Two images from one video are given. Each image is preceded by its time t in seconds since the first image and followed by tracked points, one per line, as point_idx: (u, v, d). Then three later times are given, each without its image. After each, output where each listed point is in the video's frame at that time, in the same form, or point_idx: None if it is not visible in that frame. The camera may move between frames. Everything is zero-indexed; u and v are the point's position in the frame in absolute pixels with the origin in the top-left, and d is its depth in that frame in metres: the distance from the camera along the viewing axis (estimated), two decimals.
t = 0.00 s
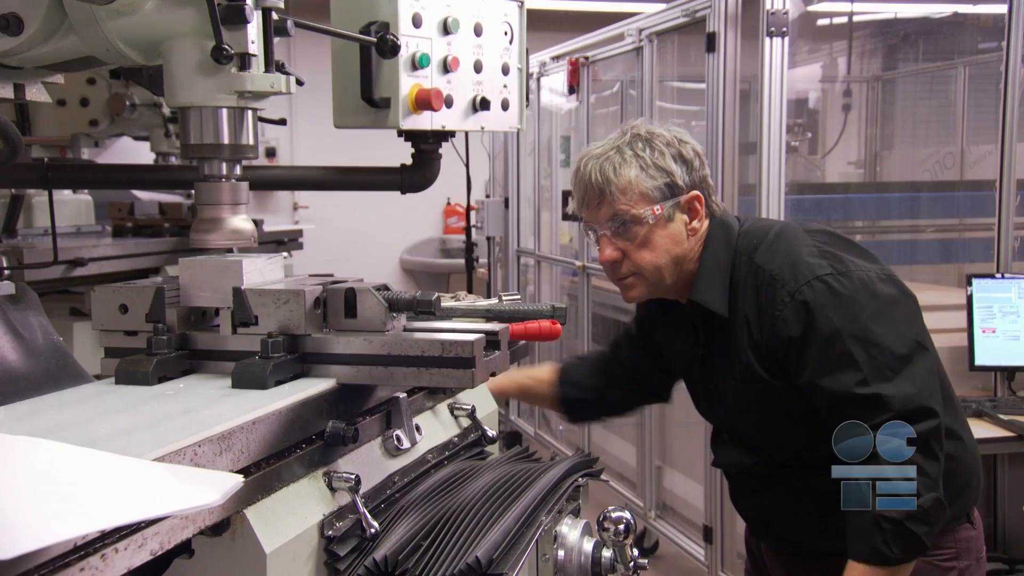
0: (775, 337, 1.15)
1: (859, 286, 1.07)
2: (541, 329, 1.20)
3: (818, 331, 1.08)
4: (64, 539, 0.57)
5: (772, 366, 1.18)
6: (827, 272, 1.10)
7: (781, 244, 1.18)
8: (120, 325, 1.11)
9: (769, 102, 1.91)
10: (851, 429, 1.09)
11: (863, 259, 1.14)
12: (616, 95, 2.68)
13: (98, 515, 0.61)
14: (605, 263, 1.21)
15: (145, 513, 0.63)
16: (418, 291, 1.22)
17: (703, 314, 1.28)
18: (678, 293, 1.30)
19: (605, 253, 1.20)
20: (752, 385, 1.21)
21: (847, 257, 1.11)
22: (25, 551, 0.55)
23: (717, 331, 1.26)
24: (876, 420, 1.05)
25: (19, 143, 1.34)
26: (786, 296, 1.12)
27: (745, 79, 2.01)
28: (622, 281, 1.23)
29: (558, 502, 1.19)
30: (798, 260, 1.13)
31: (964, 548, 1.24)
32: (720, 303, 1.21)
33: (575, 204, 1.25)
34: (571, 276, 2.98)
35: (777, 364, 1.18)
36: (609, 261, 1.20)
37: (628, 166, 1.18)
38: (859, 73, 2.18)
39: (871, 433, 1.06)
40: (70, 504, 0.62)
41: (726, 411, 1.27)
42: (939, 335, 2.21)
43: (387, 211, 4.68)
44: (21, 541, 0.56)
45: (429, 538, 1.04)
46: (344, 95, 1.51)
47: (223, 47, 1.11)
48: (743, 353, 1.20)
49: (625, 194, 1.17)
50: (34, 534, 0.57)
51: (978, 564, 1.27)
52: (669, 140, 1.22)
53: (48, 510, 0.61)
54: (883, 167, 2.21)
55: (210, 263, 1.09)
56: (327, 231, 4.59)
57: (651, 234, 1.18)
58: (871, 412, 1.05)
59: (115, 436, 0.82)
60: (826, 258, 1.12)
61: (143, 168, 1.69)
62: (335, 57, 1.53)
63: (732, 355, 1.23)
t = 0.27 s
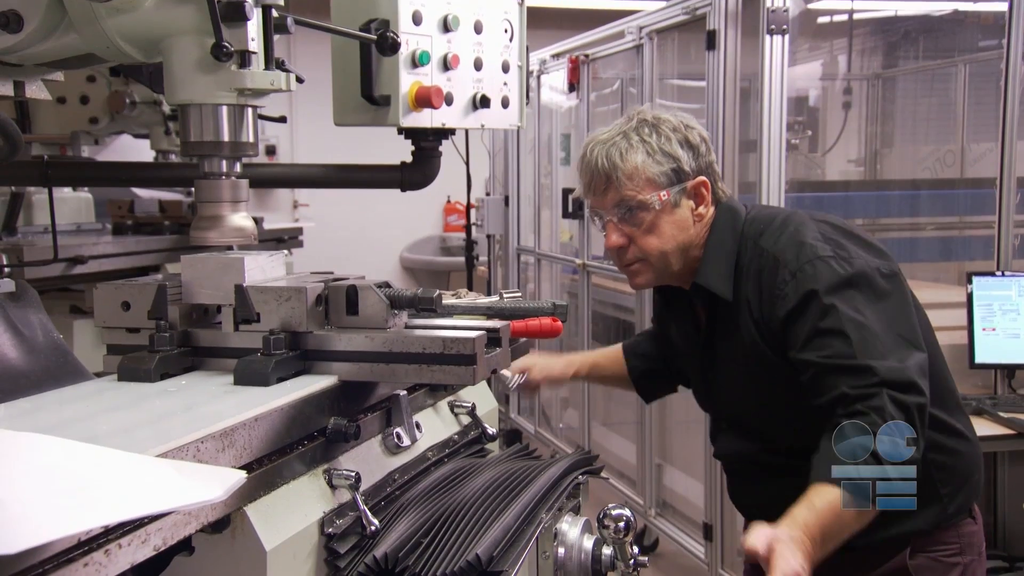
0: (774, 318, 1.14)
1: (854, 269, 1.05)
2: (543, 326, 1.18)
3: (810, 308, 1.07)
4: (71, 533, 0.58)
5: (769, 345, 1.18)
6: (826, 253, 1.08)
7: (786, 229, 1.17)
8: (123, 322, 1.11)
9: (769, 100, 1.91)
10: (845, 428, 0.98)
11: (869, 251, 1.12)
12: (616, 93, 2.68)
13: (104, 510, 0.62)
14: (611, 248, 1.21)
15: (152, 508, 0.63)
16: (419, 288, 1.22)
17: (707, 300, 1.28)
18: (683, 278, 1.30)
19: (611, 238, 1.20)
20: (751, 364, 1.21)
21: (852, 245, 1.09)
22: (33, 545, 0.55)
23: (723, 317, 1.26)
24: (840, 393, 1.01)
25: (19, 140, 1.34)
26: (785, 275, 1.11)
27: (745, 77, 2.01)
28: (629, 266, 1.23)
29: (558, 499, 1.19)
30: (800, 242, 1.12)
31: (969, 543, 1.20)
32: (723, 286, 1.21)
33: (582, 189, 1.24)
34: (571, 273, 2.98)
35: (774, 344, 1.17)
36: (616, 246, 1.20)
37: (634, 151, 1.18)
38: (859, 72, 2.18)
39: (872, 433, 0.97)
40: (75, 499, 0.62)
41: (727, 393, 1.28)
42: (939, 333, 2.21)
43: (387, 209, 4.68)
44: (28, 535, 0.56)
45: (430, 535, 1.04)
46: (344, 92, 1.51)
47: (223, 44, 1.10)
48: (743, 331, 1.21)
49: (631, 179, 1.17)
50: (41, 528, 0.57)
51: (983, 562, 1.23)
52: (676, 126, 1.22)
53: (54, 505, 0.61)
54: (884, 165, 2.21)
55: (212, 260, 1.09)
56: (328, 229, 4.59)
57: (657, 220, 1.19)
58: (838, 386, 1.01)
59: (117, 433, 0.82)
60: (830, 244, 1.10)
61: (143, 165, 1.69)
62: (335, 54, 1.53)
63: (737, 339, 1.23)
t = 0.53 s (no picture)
0: (763, 309, 1.14)
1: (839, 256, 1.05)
2: (543, 324, 1.18)
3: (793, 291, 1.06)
4: (75, 530, 0.58)
5: (759, 340, 1.18)
6: (814, 244, 1.08)
7: (779, 226, 1.17)
8: (125, 320, 1.11)
9: (770, 99, 1.91)
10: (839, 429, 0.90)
11: (861, 250, 1.11)
12: (617, 91, 2.68)
13: (108, 506, 0.62)
14: (607, 250, 1.21)
15: (155, 505, 0.63)
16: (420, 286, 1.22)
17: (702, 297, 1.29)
18: (680, 278, 1.30)
19: (607, 239, 1.20)
20: (745, 361, 1.22)
21: (840, 240, 1.09)
22: (38, 541, 0.55)
23: (719, 316, 1.26)
24: (807, 362, 0.99)
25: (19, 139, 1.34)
26: (773, 268, 1.11)
27: (745, 76, 2.01)
28: (626, 267, 1.24)
29: (558, 497, 1.19)
30: (791, 236, 1.12)
31: (974, 542, 1.21)
32: (717, 283, 1.22)
33: (576, 191, 1.24)
34: (571, 272, 2.98)
35: (765, 340, 1.17)
36: (611, 248, 1.21)
37: (626, 151, 1.17)
38: (860, 70, 2.17)
39: (872, 433, 0.93)
40: (79, 496, 0.62)
41: (723, 391, 1.28)
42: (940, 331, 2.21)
43: (387, 207, 4.68)
44: (32, 532, 0.56)
45: (430, 533, 1.04)
46: (344, 90, 1.51)
47: (223, 43, 1.09)
48: (736, 327, 1.21)
49: (624, 180, 1.16)
50: (46, 525, 0.57)
51: (987, 562, 1.24)
52: (668, 126, 1.22)
53: (57, 502, 0.61)
54: (884, 164, 2.20)
55: (213, 259, 1.09)
56: (327, 228, 4.59)
57: (651, 220, 1.19)
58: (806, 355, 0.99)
59: (120, 430, 0.82)
60: (819, 238, 1.10)
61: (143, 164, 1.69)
62: (336, 52, 1.53)
63: (731, 336, 1.23)
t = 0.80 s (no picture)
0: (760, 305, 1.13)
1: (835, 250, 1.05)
2: (544, 323, 1.18)
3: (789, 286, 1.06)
4: (79, 527, 0.58)
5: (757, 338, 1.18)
6: (811, 240, 1.08)
7: (774, 222, 1.16)
8: (126, 319, 1.11)
9: (770, 98, 1.91)
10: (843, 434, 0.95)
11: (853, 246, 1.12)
12: (617, 90, 2.68)
13: (111, 504, 0.62)
14: (616, 245, 1.20)
15: (159, 503, 0.63)
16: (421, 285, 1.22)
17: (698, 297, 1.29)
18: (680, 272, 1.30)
19: (615, 233, 1.20)
20: (744, 359, 1.21)
21: (836, 236, 1.09)
22: (41, 538, 0.55)
23: (716, 313, 1.25)
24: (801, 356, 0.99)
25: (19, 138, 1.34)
26: (769, 265, 1.11)
27: (746, 75, 2.01)
28: (634, 260, 1.23)
29: (558, 496, 1.19)
30: (786, 233, 1.12)
31: (969, 540, 1.20)
32: (714, 280, 1.21)
33: (579, 187, 1.23)
34: (571, 272, 2.98)
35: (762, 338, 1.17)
36: (621, 242, 1.20)
37: (633, 143, 1.17)
38: (860, 69, 2.17)
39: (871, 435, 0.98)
40: (82, 494, 0.62)
41: (722, 389, 1.28)
42: (940, 331, 2.21)
43: (387, 207, 4.68)
44: (35, 529, 0.56)
45: (431, 532, 1.04)
46: (345, 90, 1.51)
47: (223, 42, 1.10)
48: (733, 325, 1.21)
49: (633, 171, 1.16)
50: (49, 523, 0.57)
51: (982, 559, 1.23)
52: (668, 118, 1.23)
53: (60, 500, 0.61)
54: (884, 163, 2.20)
55: (216, 258, 1.09)
56: (327, 228, 4.59)
57: (661, 210, 1.19)
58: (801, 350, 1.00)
59: (122, 429, 0.82)
60: (814, 234, 1.10)
61: (143, 163, 1.69)
62: (336, 52, 1.52)
63: (728, 333, 1.22)
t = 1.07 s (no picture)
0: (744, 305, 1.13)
1: (814, 252, 1.05)
2: (546, 321, 1.19)
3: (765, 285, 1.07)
4: (82, 524, 0.58)
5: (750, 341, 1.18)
6: (793, 242, 1.09)
7: (766, 227, 1.16)
8: (128, 318, 1.11)
9: (770, 96, 1.91)
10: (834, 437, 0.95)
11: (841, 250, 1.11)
12: (617, 89, 2.68)
13: (114, 501, 0.61)
14: (604, 238, 1.22)
15: (162, 500, 0.63)
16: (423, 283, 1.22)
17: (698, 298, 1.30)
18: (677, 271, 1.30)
19: (603, 228, 1.21)
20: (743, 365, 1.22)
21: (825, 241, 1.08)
22: (45, 535, 0.55)
23: (718, 316, 1.26)
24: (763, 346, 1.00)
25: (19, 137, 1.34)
26: (754, 266, 1.11)
27: (746, 74, 2.01)
28: (622, 255, 1.24)
29: (557, 495, 1.19)
30: (775, 236, 1.12)
31: (974, 539, 1.20)
32: (711, 284, 1.22)
33: (573, 182, 1.26)
34: (571, 270, 2.98)
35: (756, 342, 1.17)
36: (608, 236, 1.21)
37: (621, 138, 1.19)
38: (860, 68, 2.18)
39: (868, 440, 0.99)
40: (85, 491, 0.62)
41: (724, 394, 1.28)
42: (940, 329, 2.21)
43: (387, 206, 4.68)
44: (38, 526, 0.56)
45: (431, 531, 1.04)
46: (345, 88, 1.51)
47: (223, 41, 1.10)
48: (730, 329, 1.21)
49: (619, 165, 1.18)
50: (52, 520, 0.57)
51: (989, 558, 1.22)
52: (663, 115, 1.23)
53: (63, 497, 0.61)
54: (884, 161, 2.20)
55: (218, 256, 1.09)
56: (328, 227, 4.59)
57: (646, 205, 1.19)
58: (763, 340, 1.00)
59: (124, 427, 0.82)
60: (801, 238, 1.10)
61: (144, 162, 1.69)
62: (336, 50, 1.52)
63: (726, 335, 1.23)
